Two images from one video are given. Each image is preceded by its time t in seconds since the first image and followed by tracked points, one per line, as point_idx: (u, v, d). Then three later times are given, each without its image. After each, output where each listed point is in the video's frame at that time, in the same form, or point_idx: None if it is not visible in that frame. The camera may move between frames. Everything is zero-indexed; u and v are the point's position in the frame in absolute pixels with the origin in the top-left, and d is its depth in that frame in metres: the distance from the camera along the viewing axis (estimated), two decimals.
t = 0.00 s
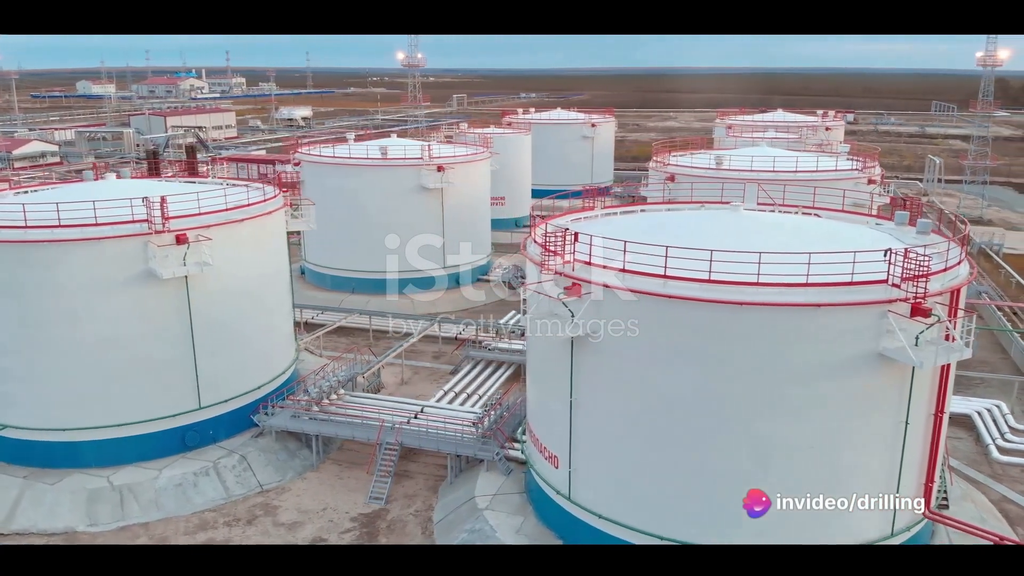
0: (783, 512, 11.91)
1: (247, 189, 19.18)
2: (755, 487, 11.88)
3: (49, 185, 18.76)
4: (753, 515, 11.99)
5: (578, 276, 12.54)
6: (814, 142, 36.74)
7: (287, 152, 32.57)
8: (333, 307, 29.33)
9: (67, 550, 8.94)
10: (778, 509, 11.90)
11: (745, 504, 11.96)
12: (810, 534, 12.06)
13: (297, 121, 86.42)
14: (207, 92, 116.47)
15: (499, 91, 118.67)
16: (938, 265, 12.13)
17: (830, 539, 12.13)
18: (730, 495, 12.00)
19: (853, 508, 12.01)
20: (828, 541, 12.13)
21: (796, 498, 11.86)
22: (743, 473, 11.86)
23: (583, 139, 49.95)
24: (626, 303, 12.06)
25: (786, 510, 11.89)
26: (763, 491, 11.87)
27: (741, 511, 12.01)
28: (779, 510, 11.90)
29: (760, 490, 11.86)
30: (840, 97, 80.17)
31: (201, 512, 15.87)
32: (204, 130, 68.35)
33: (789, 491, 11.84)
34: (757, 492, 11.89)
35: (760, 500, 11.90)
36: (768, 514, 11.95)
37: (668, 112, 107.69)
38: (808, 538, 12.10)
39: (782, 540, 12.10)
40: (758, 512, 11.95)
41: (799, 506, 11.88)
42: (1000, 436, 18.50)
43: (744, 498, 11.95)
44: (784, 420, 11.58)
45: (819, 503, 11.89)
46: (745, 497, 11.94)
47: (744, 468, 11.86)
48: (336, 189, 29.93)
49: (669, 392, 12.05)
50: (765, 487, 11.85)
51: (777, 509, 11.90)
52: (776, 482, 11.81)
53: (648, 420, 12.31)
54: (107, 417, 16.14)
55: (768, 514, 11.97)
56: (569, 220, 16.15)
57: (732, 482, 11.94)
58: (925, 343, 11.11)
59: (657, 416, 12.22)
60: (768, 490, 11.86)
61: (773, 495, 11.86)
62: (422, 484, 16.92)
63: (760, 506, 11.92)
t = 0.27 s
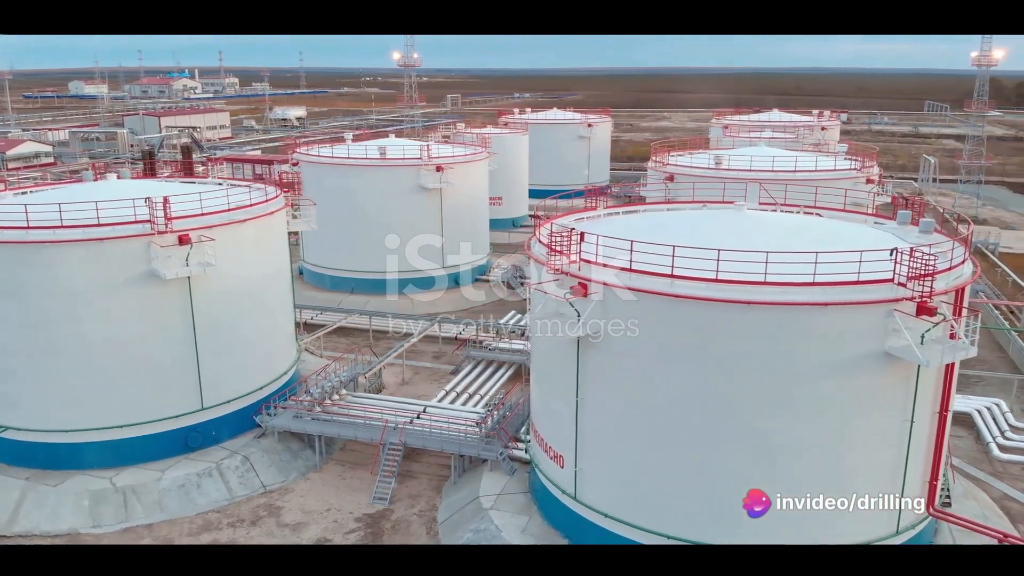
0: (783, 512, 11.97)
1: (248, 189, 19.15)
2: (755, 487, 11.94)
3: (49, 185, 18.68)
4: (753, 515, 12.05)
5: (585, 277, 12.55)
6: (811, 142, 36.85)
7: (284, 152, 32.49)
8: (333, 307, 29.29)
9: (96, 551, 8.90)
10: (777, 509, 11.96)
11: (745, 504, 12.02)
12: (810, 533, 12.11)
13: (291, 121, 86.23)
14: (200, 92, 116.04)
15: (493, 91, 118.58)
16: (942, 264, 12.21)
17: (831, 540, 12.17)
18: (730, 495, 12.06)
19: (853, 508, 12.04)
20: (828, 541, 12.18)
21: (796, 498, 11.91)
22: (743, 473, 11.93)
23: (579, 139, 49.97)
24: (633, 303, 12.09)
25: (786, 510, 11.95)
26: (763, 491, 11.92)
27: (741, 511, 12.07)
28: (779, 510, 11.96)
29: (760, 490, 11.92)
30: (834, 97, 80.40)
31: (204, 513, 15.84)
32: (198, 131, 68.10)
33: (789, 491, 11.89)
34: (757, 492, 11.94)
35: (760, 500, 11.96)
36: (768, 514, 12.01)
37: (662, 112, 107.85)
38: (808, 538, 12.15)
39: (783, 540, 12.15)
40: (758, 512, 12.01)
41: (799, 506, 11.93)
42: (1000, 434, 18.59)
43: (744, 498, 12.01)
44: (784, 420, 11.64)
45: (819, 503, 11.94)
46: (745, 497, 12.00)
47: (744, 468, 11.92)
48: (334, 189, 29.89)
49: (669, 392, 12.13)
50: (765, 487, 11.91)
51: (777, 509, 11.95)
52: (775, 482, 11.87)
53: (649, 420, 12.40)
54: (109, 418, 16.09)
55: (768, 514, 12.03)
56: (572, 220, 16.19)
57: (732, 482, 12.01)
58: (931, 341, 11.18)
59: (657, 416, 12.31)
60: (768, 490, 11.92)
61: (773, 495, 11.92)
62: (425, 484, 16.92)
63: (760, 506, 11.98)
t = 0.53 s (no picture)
0: (783, 512, 12.02)
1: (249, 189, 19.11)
2: (754, 487, 12.00)
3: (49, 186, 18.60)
4: (752, 515, 12.11)
5: (591, 277, 12.59)
6: (807, 142, 36.96)
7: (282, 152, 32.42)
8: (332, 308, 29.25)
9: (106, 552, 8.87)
10: (778, 509, 12.01)
11: (745, 504, 12.08)
12: (810, 534, 12.15)
13: (286, 122, 86.01)
14: (193, 92, 115.61)
15: (486, 91, 118.49)
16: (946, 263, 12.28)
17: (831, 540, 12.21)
18: (730, 495, 12.13)
19: (853, 507, 12.08)
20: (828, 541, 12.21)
21: (796, 498, 11.97)
22: (743, 473, 11.99)
23: (575, 138, 49.99)
24: (641, 302, 12.13)
25: (786, 510, 12.00)
26: (763, 491, 11.98)
27: (741, 511, 12.13)
28: (779, 510, 12.01)
29: (760, 490, 11.98)
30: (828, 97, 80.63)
31: (208, 514, 15.81)
32: (193, 131, 67.85)
33: (789, 491, 11.95)
34: (757, 492, 12.00)
35: (760, 500, 12.02)
36: (768, 514, 12.06)
37: (656, 113, 108.02)
38: (808, 538, 12.19)
39: (782, 541, 12.19)
40: (758, 512, 12.07)
41: (799, 506, 11.98)
42: (1001, 432, 18.70)
43: (744, 498, 12.07)
44: (784, 420, 11.70)
45: (819, 503, 11.98)
46: (745, 497, 12.06)
47: (744, 468, 11.98)
48: (333, 189, 29.85)
49: (671, 392, 12.21)
50: (765, 487, 11.97)
51: (777, 509, 12.01)
52: (776, 483, 11.93)
53: (650, 420, 12.48)
54: (112, 419, 16.05)
55: (768, 514, 12.08)
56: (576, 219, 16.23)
57: (732, 482, 12.07)
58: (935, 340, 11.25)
59: (659, 416, 12.39)
60: (767, 490, 11.97)
61: (773, 495, 11.98)
62: (428, 484, 16.93)
63: (760, 506, 12.04)
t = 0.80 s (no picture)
0: (782, 512, 12.08)
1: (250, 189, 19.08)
2: (754, 487, 12.06)
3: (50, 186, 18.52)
4: (753, 515, 12.17)
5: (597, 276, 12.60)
6: (804, 142, 37.08)
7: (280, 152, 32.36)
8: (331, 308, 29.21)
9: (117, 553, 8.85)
10: (777, 509, 12.07)
11: (745, 504, 12.14)
12: (810, 534, 12.19)
13: (280, 122, 85.80)
14: (186, 92, 115.19)
15: (480, 91, 118.41)
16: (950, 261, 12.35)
17: (831, 539, 12.26)
18: (730, 495, 12.19)
19: (853, 508, 12.11)
20: (828, 541, 12.26)
21: (796, 498, 12.02)
22: (744, 472, 12.06)
23: (572, 138, 50.01)
24: (646, 302, 12.18)
25: (786, 510, 12.06)
26: (763, 491, 12.04)
27: (741, 511, 12.20)
28: (779, 510, 12.07)
29: (760, 490, 12.04)
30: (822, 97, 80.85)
31: (211, 515, 15.79)
32: (187, 131, 67.64)
33: (789, 491, 12.01)
34: (757, 492, 12.06)
35: (760, 500, 12.08)
36: (768, 514, 12.12)
37: (651, 113, 108.15)
38: (808, 538, 12.24)
39: (782, 541, 12.25)
40: (758, 512, 12.13)
41: (799, 506, 12.03)
42: (1000, 430, 18.80)
43: (744, 498, 12.13)
44: (784, 419, 11.76)
45: (819, 503, 12.03)
46: (745, 497, 12.13)
47: (744, 468, 12.05)
48: (332, 189, 29.82)
49: (672, 391, 12.28)
50: (765, 487, 12.03)
51: (777, 509, 12.06)
52: (776, 483, 11.99)
53: (652, 420, 12.56)
54: (114, 420, 16.00)
55: (768, 514, 12.14)
56: (580, 219, 16.25)
57: (732, 482, 12.14)
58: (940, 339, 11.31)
59: (660, 416, 12.46)
60: (767, 490, 12.03)
61: (773, 495, 12.04)
62: (432, 484, 16.93)
63: (760, 506, 12.10)
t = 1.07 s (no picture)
0: (782, 512, 12.13)
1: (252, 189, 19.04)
2: (754, 488, 12.12)
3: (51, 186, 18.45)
4: (753, 515, 12.22)
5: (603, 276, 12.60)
6: (800, 141, 37.20)
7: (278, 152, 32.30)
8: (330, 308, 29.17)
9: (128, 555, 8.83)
10: (778, 509, 12.12)
11: (745, 504, 12.20)
12: (810, 534, 12.24)
13: (274, 122, 85.62)
14: (178, 92, 114.81)
15: (474, 91, 118.38)
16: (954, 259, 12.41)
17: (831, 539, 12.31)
18: (730, 494, 12.26)
19: (853, 508, 12.15)
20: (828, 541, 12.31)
21: (796, 498, 12.08)
22: (744, 472, 12.12)
23: (568, 138, 50.04)
24: (653, 301, 12.21)
25: (786, 510, 12.11)
26: (763, 491, 12.10)
27: (741, 511, 12.26)
28: (779, 510, 12.12)
29: (760, 490, 12.10)
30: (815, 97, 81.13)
31: (215, 516, 15.77)
32: (182, 131, 67.40)
33: (789, 491, 12.06)
34: (757, 492, 12.13)
35: (760, 500, 12.14)
36: (768, 514, 12.17)
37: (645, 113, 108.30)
38: (808, 538, 12.28)
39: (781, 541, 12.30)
40: (758, 512, 12.18)
41: (799, 506, 12.09)
42: (1000, 428, 18.90)
43: (744, 498, 12.20)
44: (785, 418, 11.82)
45: (819, 503, 12.08)
46: (745, 497, 12.19)
47: (744, 468, 12.11)
48: (331, 189, 29.78)
49: (674, 391, 12.35)
50: (764, 487, 12.09)
51: (777, 509, 12.12)
52: (776, 483, 12.05)
53: (654, 419, 12.63)
54: (117, 420, 15.95)
55: (768, 515, 12.19)
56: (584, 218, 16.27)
57: (732, 483, 12.21)
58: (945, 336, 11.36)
59: (662, 414, 12.53)
60: (767, 490, 12.09)
61: (773, 495, 12.10)
62: (435, 484, 16.94)
63: (760, 506, 12.15)
